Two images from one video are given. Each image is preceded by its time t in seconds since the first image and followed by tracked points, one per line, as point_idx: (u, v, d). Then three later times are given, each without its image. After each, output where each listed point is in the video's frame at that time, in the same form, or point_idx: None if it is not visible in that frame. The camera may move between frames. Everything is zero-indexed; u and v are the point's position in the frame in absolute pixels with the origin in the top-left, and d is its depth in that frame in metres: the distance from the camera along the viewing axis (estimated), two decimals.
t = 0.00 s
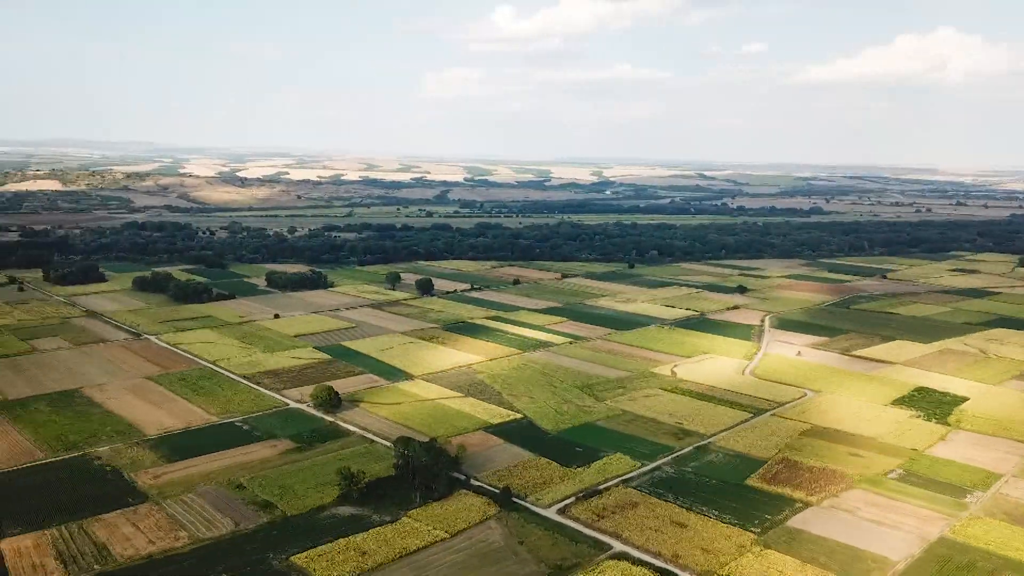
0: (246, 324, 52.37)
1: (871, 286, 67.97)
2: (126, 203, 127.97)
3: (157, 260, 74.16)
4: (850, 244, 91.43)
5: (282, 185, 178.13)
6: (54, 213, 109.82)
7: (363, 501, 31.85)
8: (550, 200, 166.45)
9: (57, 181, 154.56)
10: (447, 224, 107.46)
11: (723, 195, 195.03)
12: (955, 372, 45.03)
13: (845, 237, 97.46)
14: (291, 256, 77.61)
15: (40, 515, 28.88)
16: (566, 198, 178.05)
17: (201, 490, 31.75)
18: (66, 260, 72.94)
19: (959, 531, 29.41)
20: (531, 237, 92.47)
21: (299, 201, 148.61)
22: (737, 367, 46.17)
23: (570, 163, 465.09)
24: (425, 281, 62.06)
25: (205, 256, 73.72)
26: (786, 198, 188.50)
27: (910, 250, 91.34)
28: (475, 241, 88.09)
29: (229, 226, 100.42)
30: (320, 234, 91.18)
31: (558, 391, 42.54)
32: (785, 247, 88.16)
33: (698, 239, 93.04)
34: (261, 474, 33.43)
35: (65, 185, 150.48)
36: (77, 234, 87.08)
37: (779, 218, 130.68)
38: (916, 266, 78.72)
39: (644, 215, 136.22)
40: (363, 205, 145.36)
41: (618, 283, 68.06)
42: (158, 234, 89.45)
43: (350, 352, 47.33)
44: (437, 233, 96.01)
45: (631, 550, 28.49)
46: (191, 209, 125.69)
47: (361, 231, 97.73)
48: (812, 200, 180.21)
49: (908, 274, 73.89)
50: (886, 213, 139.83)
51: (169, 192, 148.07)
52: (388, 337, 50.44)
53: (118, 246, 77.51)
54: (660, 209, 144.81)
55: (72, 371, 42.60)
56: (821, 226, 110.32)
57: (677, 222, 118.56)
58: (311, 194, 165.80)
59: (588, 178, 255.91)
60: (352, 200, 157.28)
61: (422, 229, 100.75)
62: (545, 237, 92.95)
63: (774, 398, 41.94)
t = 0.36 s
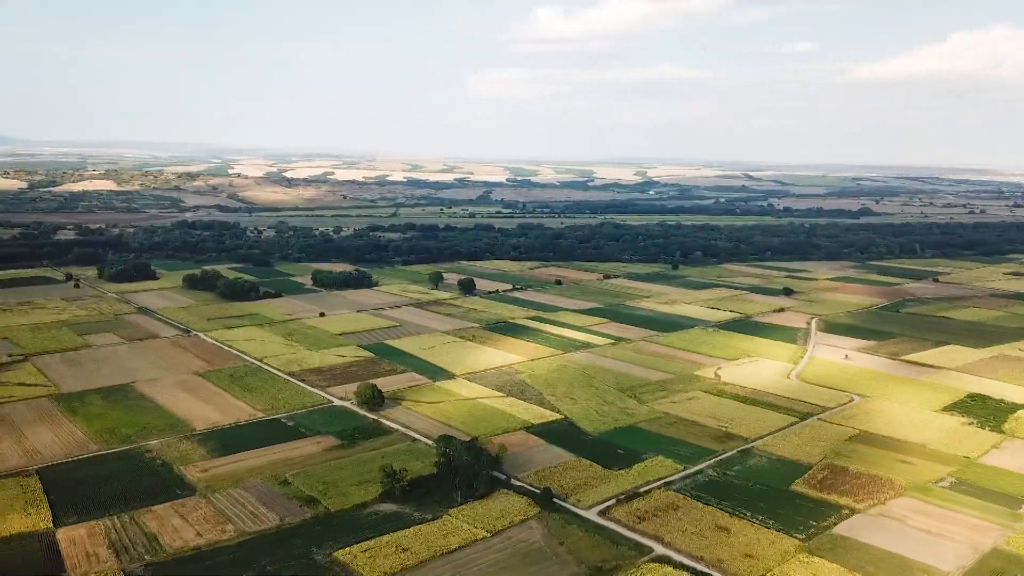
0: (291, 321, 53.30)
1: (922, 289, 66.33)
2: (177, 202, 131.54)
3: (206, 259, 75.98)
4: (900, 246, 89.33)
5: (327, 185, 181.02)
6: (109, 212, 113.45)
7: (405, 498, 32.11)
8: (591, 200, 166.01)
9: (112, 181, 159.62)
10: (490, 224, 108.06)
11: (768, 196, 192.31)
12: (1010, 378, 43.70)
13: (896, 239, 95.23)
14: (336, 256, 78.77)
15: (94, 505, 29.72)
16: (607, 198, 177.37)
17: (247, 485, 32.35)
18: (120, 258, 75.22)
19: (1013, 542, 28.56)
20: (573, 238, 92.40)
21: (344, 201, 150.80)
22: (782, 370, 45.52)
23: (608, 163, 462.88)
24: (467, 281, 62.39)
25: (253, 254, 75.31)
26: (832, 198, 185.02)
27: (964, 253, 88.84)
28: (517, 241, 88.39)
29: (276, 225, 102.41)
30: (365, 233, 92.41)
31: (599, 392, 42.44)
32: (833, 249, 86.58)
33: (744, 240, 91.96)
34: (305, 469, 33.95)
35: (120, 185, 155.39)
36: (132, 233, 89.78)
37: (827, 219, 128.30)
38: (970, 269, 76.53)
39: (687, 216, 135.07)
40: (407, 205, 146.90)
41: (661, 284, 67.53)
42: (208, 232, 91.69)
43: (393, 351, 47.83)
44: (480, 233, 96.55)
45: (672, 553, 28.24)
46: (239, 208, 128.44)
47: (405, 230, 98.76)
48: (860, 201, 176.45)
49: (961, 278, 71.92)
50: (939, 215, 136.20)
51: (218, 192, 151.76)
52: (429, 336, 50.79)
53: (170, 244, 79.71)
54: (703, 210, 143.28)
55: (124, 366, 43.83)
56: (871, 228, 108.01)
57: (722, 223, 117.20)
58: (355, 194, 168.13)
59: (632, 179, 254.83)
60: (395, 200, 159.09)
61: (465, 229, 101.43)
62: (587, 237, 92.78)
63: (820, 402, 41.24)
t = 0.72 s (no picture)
0: (337, 320, 54.10)
1: (978, 293, 64.48)
2: (227, 202, 134.68)
3: (255, 258, 77.68)
4: (955, 248, 86.96)
5: (372, 185, 183.48)
6: (163, 212, 116.81)
7: (446, 496, 32.24)
8: (634, 201, 165.21)
9: (165, 181, 164.29)
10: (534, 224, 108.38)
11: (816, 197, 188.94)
12: None
13: (950, 241, 92.68)
14: (380, 255, 79.76)
15: (146, 497, 30.46)
16: (650, 198, 176.24)
17: (292, 480, 32.87)
18: (173, 257, 77.38)
19: None
20: (616, 238, 92.10)
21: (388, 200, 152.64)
22: (829, 374, 44.74)
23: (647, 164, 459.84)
24: (510, 282, 62.58)
25: (300, 253, 76.73)
26: (882, 199, 180.98)
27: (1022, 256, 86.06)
28: (560, 241, 88.45)
29: (323, 224, 104.18)
30: (409, 233, 93.44)
31: (642, 394, 42.23)
32: (884, 251, 84.73)
33: (791, 242, 90.59)
34: (349, 466, 34.33)
35: (173, 185, 159.79)
36: (184, 232, 92.28)
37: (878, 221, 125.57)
38: None
39: (732, 216, 133.54)
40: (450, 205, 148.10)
41: (705, 286, 66.92)
42: (257, 231, 93.73)
43: (435, 350, 48.19)
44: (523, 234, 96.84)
45: (714, 558, 27.85)
46: (286, 208, 130.96)
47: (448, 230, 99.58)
48: (911, 202, 172.21)
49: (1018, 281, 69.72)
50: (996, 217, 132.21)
51: (267, 191, 155.04)
52: (472, 336, 51.13)
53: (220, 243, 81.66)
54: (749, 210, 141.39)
55: (176, 362, 44.97)
56: (924, 230, 105.39)
57: (769, 224, 115.49)
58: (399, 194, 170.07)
59: (676, 179, 253.10)
60: (438, 200, 160.51)
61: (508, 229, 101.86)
62: (631, 238, 92.39)
63: (869, 407, 40.41)
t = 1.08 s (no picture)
0: (379, 319, 54.79)
1: None
2: (272, 201, 137.25)
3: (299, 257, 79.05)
4: (1010, 251, 84.44)
5: (413, 185, 185.21)
6: (211, 211, 119.58)
7: (485, 495, 32.21)
8: (675, 201, 163.94)
9: (213, 181, 168.16)
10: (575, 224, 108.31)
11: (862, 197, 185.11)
12: None
13: (1006, 244, 89.99)
14: (421, 254, 80.51)
15: (192, 490, 31.05)
16: (691, 199, 174.66)
17: (334, 477, 33.23)
18: (220, 255, 79.15)
19: None
20: (658, 239, 91.57)
21: (429, 200, 153.87)
22: (875, 379, 43.90)
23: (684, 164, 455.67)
24: (550, 282, 62.64)
25: (343, 252, 77.89)
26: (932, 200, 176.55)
27: None
28: (601, 242, 88.27)
29: (366, 224, 105.56)
30: (450, 233, 94.14)
31: (682, 396, 41.95)
32: (934, 254, 82.71)
33: (837, 243, 89.00)
34: (389, 463, 34.58)
35: (220, 185, 163.47)
36: (231, 231, 94.36)
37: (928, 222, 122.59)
38: None
39: (776, 217, 131.66)
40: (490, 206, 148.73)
41: (749, 287, 66.13)
42: (302, 230, 95.41)
43: (475, 349, 48.51)
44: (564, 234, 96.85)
45: (756, 563, 27.37)
46: (329, 207, 132.95)
47: (489, 230, 100.12)
48: (962, 203, 167.60)
49: None
50: None
51: (311, 191, 157.58)
52: (512, 335, 51.31)
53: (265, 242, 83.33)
54: (793, 211, 139.22)
55: (222, 359, 45.94)
56: (978, 231, 102.58)
57: (816, 225, 113.57)
58: (440, 194, 171.30)
59: (718, 179, 250.68)
60: (478, 200, 161.31)
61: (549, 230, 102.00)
62: (673, 238, 91.75)
63: (916, 413, 39.55)
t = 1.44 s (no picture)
0: (418, 318, 55.37)
1: None
2: (314, 201, 139.58)
3: (341, 257, 80.23)
4: None
5: (453, 185, 186.67)
6: (255, 211, 122.03)
7: (523, 495, 31.88)
8: (715, 202, 162.46)
9: (258, 181, 171.54)
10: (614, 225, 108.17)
11: (908, 198, 181.26)
12: None
13: None
14: (461, 254, 81.11)
15: (235, 485, 31.33)
16: (731, 199, 172.91)
17: (373, 474, 33.29)
18: (264, 254, 80.70)
19: None
20: (699, 239, 90.88)
21: (468, 201, 154.90)
22: (921, 384, 42.96)
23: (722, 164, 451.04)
24: (589, 282, 62.60)
25: (384, 251, 78.85)
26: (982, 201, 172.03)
27: None
28: (641, 242, 87.92)
29: (407, 224, 106.73)
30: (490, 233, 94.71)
31: (722, 399, 41.54)
32: (985, 256, 80.59)
33: (883, 245, 87.27)
34: (427, 462, 34.55)
35: (265, 185, 166.86)
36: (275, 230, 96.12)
37: (979, 224, 119.56)
38: None
39: (819, 218, 129.66)
40: (529, 206, 149.22)
41: (791, 290, 65.24)
42: (344, 230, 96.88)
43: (514, 350, 48.70)
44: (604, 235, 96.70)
45: (798, 569, 26.70)
46: (370, 207, 134.75)
47: (529, 231, 100.46)
48: (1014, 204, 163.00)
49: None
50: None
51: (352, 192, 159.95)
52: (550, 336, 51.36)
53: (308, 242, 84.81)
54: (837, 212, 137.03)
55: (265, 357, 46.74)
56: None
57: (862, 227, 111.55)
58: (480, 194, 172.37)
59: (759, 180, 247.91)
60: (517, 200, 161.97)
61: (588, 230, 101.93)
62: (714, 239, 90.97)
63: (965, 420, 38.58)
